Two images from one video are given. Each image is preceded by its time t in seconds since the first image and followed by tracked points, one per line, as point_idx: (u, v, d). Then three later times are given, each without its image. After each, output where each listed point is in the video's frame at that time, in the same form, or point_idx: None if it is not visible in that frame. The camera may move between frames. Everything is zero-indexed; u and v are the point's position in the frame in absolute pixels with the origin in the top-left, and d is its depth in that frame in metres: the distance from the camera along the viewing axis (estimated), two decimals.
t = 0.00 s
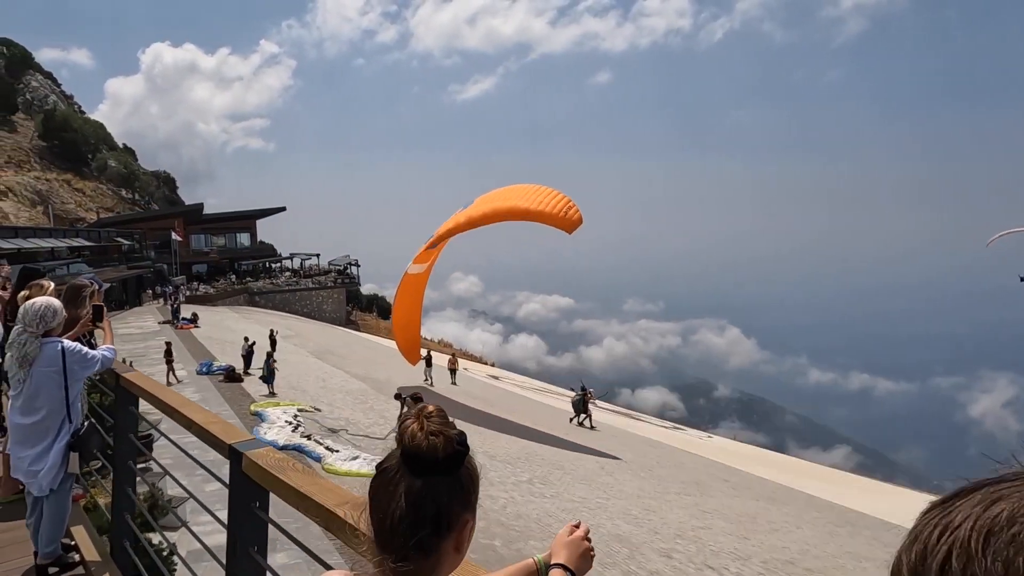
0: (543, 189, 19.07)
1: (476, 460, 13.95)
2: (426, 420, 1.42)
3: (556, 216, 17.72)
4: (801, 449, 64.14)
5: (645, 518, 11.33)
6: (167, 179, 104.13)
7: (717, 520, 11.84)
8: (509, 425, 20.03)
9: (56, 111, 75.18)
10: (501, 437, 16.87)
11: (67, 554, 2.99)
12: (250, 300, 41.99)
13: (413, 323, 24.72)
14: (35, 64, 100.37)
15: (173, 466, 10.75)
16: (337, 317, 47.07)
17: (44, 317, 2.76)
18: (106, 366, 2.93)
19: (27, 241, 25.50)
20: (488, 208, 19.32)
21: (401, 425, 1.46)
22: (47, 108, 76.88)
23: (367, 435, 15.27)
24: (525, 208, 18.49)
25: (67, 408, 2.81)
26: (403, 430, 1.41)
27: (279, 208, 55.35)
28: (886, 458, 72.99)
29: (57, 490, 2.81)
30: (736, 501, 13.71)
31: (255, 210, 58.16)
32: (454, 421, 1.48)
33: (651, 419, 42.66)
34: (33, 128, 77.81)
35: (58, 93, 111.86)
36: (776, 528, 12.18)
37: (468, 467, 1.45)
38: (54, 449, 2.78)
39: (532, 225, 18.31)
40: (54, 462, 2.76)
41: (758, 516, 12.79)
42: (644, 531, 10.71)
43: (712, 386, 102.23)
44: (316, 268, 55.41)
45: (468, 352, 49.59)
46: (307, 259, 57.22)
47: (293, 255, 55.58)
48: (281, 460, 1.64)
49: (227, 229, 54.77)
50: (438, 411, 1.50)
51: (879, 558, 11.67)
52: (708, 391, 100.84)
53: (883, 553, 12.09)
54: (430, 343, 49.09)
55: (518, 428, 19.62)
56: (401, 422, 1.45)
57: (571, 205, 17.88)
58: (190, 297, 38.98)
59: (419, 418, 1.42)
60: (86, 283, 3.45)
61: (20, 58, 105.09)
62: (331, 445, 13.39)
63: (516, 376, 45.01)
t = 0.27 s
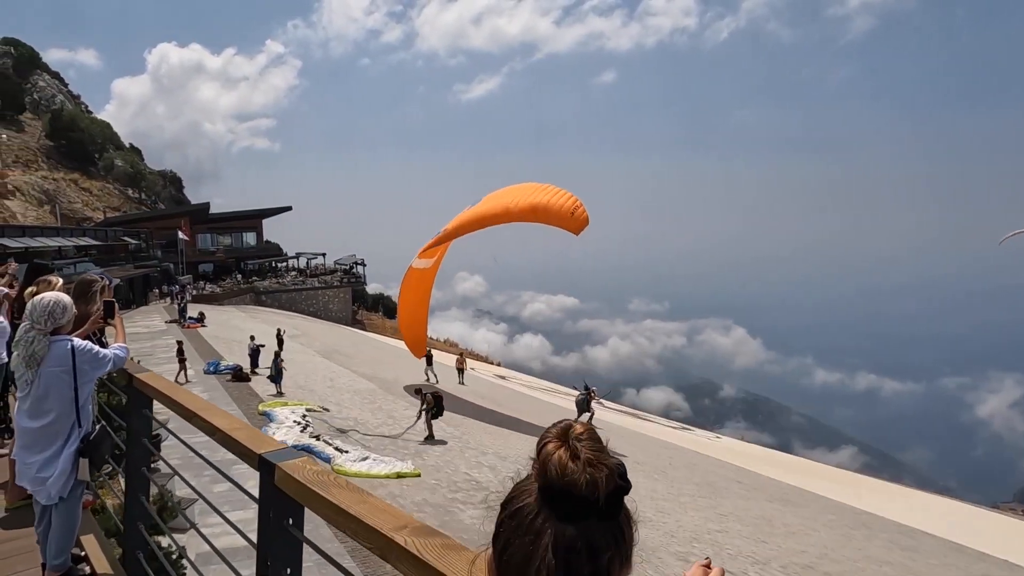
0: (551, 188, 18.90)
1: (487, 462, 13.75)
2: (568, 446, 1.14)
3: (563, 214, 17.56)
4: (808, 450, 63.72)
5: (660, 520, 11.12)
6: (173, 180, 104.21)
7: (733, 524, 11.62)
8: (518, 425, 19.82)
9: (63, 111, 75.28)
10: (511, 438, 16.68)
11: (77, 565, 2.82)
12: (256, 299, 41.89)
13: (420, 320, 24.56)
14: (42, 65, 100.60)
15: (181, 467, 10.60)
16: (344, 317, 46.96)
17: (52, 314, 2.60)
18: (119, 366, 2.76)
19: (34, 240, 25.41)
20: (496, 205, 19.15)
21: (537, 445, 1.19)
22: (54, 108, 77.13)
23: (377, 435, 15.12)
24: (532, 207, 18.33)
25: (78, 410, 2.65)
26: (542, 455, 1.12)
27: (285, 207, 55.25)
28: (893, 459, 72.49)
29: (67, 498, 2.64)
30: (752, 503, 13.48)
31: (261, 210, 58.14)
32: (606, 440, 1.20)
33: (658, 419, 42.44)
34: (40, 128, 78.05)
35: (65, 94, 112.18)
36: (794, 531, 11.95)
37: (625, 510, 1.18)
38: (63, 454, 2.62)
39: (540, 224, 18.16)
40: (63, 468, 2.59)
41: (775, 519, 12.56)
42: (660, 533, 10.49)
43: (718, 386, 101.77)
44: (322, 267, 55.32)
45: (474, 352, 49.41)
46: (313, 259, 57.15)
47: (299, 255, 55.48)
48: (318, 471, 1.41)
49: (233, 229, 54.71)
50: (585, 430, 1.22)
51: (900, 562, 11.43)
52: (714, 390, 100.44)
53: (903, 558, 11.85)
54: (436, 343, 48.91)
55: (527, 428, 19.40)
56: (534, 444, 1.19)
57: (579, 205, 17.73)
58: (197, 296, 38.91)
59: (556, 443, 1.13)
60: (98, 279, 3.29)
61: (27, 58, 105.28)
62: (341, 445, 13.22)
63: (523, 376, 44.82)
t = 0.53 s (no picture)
0: (553, 186, 18.77)
1: (497, 465, 13.58)
2: (849, 566, 1.58)
3: (565, 210, 17.43)
4: (813, 451, 63.32)
5: (674, 526, 10.92)
6: (179, 180, 104.52)
7: (747, 530, 11.42)
8: (526, 425, 19.63)
9: (69, 112, 75.42)
10: (520, 440, 16.50)
11: None
12: (261, 299, 41.78)
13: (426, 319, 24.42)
14: (49, 65, 100.99)
15: (187, 471, 10.46)
16: (348, 317, 46.84)
17: (63, 322, 2.44)
18: (132, 377, 2.61)
19: (40, 240, 25.31)
20: (500, 204, 19.07)
21: (818, 556, 1.66)
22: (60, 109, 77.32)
23: (385, 437, 14.95)
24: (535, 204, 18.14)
25: (89, 425, 2.50)
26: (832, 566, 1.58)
27: (290, 208, 55.21)
28: (899, 460, 72.11)
29: (77, 520, 2.48)
30: (766, 509, 13.27)
31: (266, 210, 58.10)
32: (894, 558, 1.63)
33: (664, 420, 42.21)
34: (46, 128, 78.24)
35: (73, 94, 112.57)
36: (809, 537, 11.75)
37: None
38: (74, 473, 2.47)
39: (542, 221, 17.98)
40: (74, 488, 2.45)
41: (789, 525, 12.36)
42: (674, 539, 10.30)
43: (722, 387, 101.47)
44: (327, 267, 55.22)
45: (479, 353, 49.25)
46: (318, 258, 57.06)
47: (304, 255, 55.39)
48: (370, 509, 1.23)
49: (238, 229, 54.65)
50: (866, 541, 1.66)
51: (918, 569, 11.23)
52: (719, 391, 100.25)
53: (921, 565, 11.64)
54: (440, 344, 48.77)
55: (536, 429, 19.22)
56: (811, 557, 1.66)
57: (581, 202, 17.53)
58: (202, 296, 38.81)
59: (836, 563, 1.58)
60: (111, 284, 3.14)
61: (35, 59, 105.72)
62: (349, 448, 13.06)
63: (529, 376, 44.63)
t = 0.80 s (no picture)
0: (555, 185, 18.59)
1: (508, 465, 13.44)
2: None
3: (564, 209, 17.25)
4: (818, 451, 62.99)
5: (690, 528, 10.76)
6: (183, 180, 104.53)
7: (763, 532, 11.26)
8: (535, 425, 19.47)
9: (74, 111, 75.44)
10: (530, 440, 16.36)
11: None
12: (266, 298, 41.70)
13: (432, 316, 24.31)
14: (54, 64, 101.07)
15: (197, 471, 10.35)
16: (353, 317, 46.76)
17: (82, 317, 2.30)
18: (154, 376, 2.47)
19: (46, 239, 25.22)
20: (501, 203, 18.98)
21: None
22: (66, 108, 77.56)
23: (395, 436, 14.83)
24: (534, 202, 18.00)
25: (109, 429, 2.36)
26: None
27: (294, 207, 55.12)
28: (905, 460, 71.73)
29: (98, 529, 2.35)
30: (780, 510, 13.10)
31: (271, 209, 58.10)
32: None
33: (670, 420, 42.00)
34: (52, 128, 78.46)
35: (78, 94, 112.68)
36: (825, 539, 11.57)
37: None
38: (95, 479, 2.34)
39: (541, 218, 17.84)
40: (94, 495, 2.31)
41: (805, 527, 12.19)
42: (691, 542, 10.14)
43: (726, 386, 101.16)
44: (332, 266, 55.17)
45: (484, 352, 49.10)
46: (323, 257, 57.01)
47: (309, 254, 55.31)
48: (449, 529, 1.09)
49: (243, 228, 54.58)
50: None
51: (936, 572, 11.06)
52: (723, 391, 99.90)
53: (939, 568, 11.47)
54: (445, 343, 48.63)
55: (544, 428, 19.07)
56: None
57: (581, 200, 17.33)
58: (207, 295, 38.74)
59: None
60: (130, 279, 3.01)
61: (40, 59, 105.88)
62: (359, 448, 12.93)
63: (534, 376, 44.47)
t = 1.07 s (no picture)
0: (558, 188, 18.40)
1: (521, 468, 13.29)
2: None
3: (564, 213, 17.08)
4: (825, 451, 62.61)
5: (708, 533, 10.60)
6: (190, 179, 104.71)
7: (782, 536, 11.09)
8: (546, 426, 19.31)
9: (82, 111, 75.56)
10: (543, 441, 16.21)
11: None
12: (274, 298, 41.66)
13: (439, 317, 24.21)
14: (61, 64, 101.35)
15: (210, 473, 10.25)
16: (360, 316, 46.68)
17: (111, 322, 2.16)
18: (184, 388, 2.33)
19: (54, 239, 25.17)
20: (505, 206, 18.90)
21: None
22: (74, 108, 77.74)
23: (405, 437, 14.69)
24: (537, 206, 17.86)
25: (137, 442, 2.22)
26: None
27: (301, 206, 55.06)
28: (913, 461, 71.27)
29: (127, 549, 2.22)
30: (797, 514, 12.93)
31: (278, 208, 58.05)
32: None
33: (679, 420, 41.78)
34: (59, 127, 78.66)
35: (85, 93, 112.96)
36: (845, 544, 11.40)
37: None
38: (122, 496, 2.20)
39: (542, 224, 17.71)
40: (122, 513, 2.17)
41: (823, 531, 12.01)
42: (709, 547, 9.99)
43: (733, 386, 100.77)
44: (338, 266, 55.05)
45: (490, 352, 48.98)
46: (330, 257, 56.93)
47: (316, 253, 55.27)
48: None
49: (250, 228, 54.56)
50: None
51: None
52: (729, 390, 99.53)
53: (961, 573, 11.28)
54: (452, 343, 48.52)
55: (556, 429, 18.90)
56: None
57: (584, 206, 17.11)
58: (215, 294, 38.72)
59: None
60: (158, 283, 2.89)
61: (48, 59, 106.17)
62: (371, 450, 12.80)
63: (541, 376, 44.33)
